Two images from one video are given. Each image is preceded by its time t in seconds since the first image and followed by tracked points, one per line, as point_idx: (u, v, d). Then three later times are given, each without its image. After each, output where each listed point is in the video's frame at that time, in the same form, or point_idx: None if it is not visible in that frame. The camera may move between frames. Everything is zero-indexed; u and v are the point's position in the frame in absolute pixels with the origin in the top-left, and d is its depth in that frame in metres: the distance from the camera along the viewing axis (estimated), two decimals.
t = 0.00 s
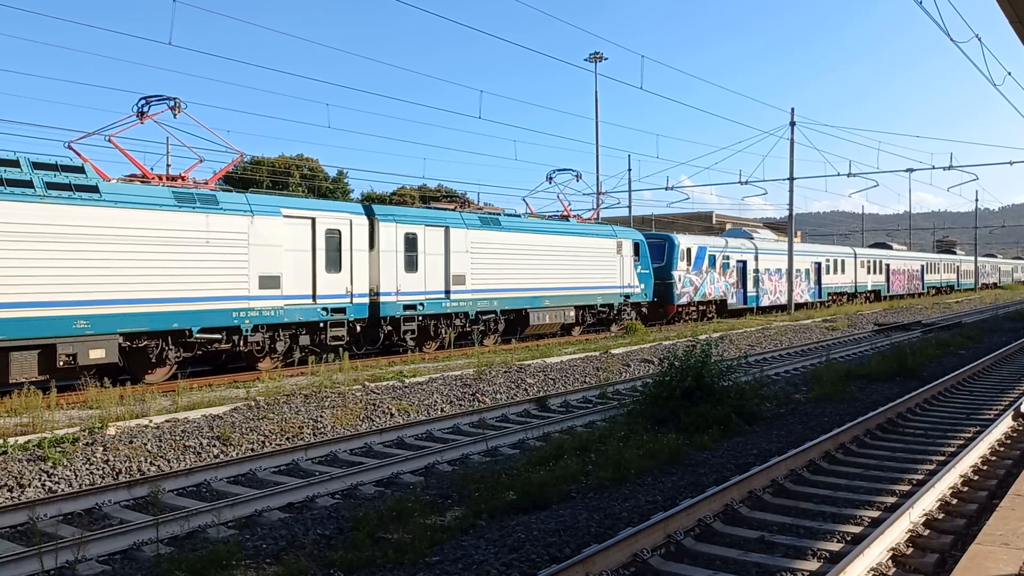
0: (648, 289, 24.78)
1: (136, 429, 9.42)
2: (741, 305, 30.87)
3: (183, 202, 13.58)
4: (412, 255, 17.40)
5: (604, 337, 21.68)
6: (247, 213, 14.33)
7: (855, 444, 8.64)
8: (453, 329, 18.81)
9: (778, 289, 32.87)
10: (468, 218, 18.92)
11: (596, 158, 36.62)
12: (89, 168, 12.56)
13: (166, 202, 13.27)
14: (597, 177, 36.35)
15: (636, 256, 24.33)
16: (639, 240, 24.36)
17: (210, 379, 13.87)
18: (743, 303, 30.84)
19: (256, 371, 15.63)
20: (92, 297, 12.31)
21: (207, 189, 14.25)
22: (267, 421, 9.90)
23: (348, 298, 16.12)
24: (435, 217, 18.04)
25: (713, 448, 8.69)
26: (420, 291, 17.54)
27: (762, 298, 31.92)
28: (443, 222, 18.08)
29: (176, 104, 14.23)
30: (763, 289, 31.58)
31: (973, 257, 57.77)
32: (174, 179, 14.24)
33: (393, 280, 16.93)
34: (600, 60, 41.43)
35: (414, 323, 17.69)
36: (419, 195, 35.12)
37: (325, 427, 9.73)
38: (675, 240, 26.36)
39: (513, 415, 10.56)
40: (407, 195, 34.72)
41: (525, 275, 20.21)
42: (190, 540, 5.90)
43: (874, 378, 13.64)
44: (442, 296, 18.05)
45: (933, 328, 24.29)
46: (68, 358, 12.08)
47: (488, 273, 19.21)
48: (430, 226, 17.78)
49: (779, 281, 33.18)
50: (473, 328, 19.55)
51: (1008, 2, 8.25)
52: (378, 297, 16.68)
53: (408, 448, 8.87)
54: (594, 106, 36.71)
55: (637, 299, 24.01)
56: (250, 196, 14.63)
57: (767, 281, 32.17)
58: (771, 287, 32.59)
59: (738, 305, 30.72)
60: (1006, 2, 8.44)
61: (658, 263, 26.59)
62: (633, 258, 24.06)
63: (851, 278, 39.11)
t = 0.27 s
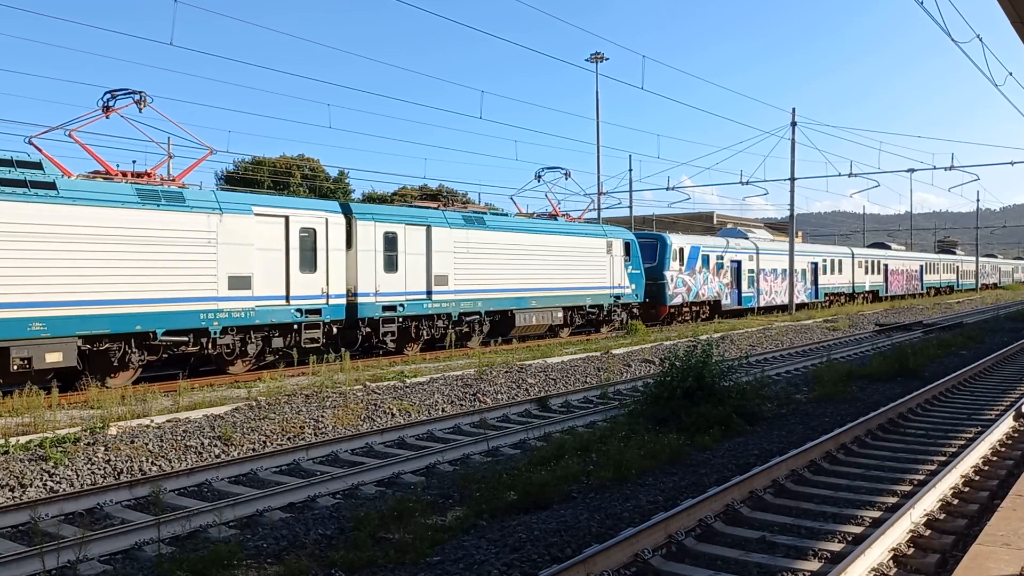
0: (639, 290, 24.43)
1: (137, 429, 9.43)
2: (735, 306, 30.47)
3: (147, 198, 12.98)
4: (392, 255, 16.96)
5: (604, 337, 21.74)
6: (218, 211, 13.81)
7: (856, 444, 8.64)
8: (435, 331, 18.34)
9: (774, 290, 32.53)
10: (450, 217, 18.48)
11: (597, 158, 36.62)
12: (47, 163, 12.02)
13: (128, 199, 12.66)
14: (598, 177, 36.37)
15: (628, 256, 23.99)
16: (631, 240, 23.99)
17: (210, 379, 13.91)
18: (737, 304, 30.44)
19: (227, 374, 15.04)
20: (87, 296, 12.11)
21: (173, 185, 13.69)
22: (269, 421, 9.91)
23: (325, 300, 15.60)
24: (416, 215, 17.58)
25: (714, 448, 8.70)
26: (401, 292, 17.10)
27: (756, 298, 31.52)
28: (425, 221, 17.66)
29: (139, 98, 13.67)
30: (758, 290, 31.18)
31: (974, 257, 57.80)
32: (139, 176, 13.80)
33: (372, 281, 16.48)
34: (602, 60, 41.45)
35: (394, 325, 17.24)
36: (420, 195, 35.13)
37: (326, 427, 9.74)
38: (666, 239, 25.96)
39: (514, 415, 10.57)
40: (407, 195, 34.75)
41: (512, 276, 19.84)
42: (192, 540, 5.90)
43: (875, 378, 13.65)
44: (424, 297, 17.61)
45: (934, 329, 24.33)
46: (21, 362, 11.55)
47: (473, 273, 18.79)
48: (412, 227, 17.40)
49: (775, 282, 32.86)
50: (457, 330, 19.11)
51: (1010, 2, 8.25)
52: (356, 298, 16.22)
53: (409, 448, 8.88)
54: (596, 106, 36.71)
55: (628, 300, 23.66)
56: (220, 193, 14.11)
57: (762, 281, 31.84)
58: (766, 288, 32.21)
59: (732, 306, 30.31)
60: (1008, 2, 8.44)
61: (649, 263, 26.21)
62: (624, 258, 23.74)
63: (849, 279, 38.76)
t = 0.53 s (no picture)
0: (630, 291, 24.13)
1: (138, 429, 9.44)
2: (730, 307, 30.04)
3: (108, 196, 12.61)
4: (371, 254, 16.63)
5: (605, 337, 21.82)
6: (183, 209, 13.47)
7: (858, 444, 8.64)
8: (415, 333, 17.99)
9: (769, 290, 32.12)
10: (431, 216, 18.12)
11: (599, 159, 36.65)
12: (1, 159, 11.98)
13: (89, 196, 12.28)
14: (599, 177, 36.39)
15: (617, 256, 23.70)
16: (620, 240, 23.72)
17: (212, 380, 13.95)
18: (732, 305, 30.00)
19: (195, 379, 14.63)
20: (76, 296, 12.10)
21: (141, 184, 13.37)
22: (270, 421, 9.92)
23: (299, 301, 15.26)
24: (395, 214, 17.25)
25: (715, 448, 8.70)
26: (380, 293, 16.79)
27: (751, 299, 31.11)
28: (405, 220, 17.34)
29: (103, 91, 13.37)
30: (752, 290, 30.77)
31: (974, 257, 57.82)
32: (104, 172, 13.66)
33: (349, 281, 16.18)
34: (603, 60, 41.44)
35: (372, 327, 16.92)
36: (421, 195, 35.13)
37: (328, 428, 9.75)
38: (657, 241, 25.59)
39: (515, 415, 10.57)
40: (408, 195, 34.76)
41: (497, 277, 19.59)
42: (193, 541, 5.91)
43: (876, 378, 13.65)
44: (403, 299, 17.30)
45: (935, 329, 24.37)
46: None
47: (455, 274, 18.49)
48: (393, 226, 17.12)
49: (769, 282, 32.48)
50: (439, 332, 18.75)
51: (1012, 2, 8.25)
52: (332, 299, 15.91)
53: (410, 448, 8.88)
54: (597, 106, 36.72)
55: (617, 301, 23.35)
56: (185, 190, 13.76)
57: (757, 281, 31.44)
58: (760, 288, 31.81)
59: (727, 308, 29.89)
60: (1010, 2, 8.44)
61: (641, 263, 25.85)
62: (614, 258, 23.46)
63: (846, 279, 38.36)
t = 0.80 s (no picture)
0: (619, 291, 23.79)
1: (140, 430, 9.45)
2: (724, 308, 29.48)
3: (67, 193, 12.01)
4: (348, 254, 16.15)
5: (606, 337, 21.89)
6: (149, 206, 12.94)
7: (859, 445, 8.63)
8: (395, 335, 17.62)
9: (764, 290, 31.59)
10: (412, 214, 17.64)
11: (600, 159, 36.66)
12: None
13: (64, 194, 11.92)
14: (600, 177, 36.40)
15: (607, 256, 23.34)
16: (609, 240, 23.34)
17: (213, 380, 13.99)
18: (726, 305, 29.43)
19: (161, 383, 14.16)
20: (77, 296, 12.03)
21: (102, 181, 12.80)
22: (272, 421, 9.93)
23: (271, 303, 14.81)
24: (373, 213, 16.76)
25: (716, 448, 8.70)
26: (357, 294, 16.34)
27: (746, 300, 30.58)
28: (385, 218, 16.88)
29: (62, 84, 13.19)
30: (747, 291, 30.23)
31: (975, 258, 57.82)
32: (64, 168, 12.73)
33: (325, 283, 15.70)
34: (604, 60, 41.44)
35: (350, 328, 16.53)
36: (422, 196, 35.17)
37: (329, 428, 9.76)
38: (649, 240, 25.07)
39: (516, 416, 10.57)
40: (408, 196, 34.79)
41: (481, 277, 19.16)
42: (194, 541, 5.91)
43: (877, 378, 13.65)
44: (383, 300, 16.87)
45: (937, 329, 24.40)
46: None
47: (437, 275, 18.05)
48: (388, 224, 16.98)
49: (766, 282, 31.98)
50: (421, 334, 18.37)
51: (1013, 2, 8.24)
52: (306, 301, 15.43)
53: (412, 448, 8.88)
54: (598, 106, 36.74)
55: (606, 301, 23.03)
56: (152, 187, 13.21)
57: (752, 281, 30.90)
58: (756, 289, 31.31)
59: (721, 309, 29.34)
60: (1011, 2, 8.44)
61: (632, 263, 25.37)
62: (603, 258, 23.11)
63: (844, 280, 38.05)
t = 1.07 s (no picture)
0: (610, 291, 23.29)
1: (142, 430, 9.46)
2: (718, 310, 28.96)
3: (22, 189, 11.52)
4: (325, 253, 15.62)
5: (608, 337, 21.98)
6: (109, 204, 12.47)
7: (861, 445, 8.62)
8: (373, 337, 17.05)
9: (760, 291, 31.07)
10: (392, 212, 17.07)
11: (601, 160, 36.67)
12: None
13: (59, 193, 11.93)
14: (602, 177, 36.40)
15: (597, 256, 22.84)
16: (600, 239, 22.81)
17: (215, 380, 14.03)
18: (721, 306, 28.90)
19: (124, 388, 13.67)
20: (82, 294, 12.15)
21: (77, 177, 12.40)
22: (274, 422, 9.94)
23: (241, 304, 14.30)
24: (351, 211, 16.20)
25: (718, 449, 8.69)
26: (334, 295, 15.80)
27: (741, 301, 30.04)
28: (364, 217, 16.33)
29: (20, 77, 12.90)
30: (743, 291, 29.72)
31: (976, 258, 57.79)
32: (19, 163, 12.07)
33: (299, 283, 15.14)
34: (605, 61, 41.42)
35: (328, 330, 15.98)
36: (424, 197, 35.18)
37: (331, 428, 9.77)
38: (641, 240, 24.54)
39: (518, 416, 10.57)
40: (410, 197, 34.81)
41: (465, 278, 18.61)
42: (196, 541, 5.92)
43: (880, 378, 13.64)
44: (361, 301, 16.33)
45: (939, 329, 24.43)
46: None
47: (419, 276, 17.51)
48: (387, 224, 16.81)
49: (762, 283, 31.46)
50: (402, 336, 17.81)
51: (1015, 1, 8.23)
52: (279, 302, 14.90)
53: (414, 449, 8.88)
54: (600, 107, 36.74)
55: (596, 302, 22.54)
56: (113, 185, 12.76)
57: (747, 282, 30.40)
58: (752, 289, 30.76)
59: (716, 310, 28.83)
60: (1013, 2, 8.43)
61: (623, 263, 24.83)
62: (593, 258, 22.62)
63: (842, 280, 37.71)
